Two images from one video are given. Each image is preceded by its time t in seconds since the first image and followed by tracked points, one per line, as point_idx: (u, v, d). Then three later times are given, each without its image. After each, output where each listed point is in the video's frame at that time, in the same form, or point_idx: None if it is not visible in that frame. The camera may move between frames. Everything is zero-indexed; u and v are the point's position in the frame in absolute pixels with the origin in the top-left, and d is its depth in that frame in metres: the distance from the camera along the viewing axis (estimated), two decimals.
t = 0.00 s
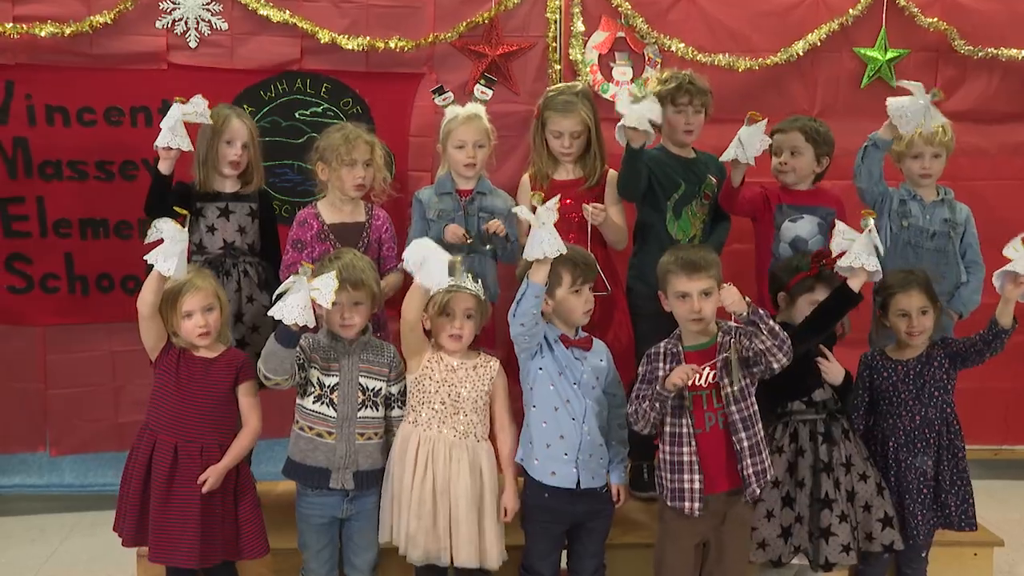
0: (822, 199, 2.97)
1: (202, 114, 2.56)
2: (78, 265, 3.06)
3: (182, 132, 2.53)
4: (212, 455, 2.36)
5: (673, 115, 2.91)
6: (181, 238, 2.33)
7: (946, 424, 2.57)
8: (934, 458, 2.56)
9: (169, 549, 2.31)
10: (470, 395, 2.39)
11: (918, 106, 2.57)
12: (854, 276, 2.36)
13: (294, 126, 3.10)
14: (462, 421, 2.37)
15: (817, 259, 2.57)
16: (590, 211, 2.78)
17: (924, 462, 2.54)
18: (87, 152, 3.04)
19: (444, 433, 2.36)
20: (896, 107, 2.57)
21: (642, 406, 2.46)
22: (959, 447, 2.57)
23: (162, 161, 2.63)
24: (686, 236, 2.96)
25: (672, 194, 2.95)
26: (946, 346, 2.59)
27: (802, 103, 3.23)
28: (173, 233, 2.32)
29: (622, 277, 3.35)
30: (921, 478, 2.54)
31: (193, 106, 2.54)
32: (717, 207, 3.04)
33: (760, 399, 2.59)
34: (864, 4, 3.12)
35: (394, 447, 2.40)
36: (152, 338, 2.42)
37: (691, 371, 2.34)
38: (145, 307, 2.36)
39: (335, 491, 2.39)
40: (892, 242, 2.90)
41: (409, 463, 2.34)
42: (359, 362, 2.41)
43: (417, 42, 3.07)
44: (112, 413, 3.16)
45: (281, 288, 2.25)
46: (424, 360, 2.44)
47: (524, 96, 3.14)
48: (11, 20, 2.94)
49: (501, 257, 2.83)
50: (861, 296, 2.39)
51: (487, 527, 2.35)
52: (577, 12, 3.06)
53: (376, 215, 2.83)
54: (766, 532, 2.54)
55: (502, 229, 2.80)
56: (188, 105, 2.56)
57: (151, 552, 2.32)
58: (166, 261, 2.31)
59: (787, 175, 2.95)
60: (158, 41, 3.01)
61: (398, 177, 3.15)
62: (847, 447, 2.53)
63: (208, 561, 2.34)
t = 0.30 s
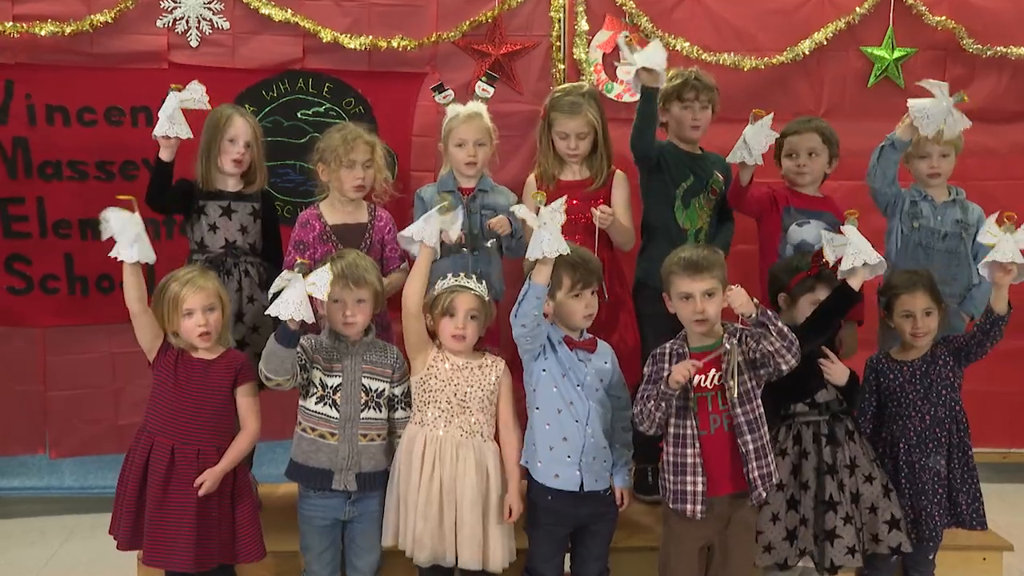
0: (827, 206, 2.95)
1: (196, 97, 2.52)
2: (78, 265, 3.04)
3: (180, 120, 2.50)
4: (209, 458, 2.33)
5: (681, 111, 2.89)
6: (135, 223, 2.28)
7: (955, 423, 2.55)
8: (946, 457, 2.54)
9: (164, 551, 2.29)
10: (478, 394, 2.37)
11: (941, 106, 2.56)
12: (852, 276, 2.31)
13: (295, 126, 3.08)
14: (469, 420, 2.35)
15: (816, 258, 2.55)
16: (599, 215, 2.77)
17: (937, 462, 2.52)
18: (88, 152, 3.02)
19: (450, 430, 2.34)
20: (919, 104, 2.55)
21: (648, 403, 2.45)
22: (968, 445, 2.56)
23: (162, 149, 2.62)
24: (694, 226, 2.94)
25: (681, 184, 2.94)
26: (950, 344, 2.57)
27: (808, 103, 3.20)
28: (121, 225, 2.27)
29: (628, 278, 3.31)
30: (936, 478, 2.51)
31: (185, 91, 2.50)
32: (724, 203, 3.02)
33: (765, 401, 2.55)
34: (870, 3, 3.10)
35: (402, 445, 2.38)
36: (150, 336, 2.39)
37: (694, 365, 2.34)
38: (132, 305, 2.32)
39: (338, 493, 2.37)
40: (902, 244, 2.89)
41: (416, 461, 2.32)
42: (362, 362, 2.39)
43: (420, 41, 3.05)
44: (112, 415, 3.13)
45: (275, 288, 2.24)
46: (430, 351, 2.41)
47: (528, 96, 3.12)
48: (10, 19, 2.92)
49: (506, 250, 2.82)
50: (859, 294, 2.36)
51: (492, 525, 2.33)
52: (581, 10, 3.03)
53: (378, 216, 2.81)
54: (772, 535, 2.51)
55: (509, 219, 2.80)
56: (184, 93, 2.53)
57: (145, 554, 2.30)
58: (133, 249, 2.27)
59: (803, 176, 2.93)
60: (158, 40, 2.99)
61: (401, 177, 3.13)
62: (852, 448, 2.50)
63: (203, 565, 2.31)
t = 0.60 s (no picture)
0: (831, 205, 2.93)
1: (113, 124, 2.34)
2: (80, 266, 3.02)
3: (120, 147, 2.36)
4: (208, 460, 2.31)
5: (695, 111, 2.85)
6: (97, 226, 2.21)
7: (963, 427, 2.51)
8: (951, 461, 2.51)
9: (160, 553, 2.26)
10: (481, 411, 2.34)
11: (894, 90, 2.64)
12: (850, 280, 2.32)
13: (299, 125, 3.06)
14: (472, 434, 2.33)
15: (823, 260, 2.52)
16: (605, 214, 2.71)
17: (942, 465, 2.49)
18: (90, 152, 3.00)
19: (453, 443, 2.32)
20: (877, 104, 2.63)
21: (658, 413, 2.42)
22: (975, 449, 2.53)
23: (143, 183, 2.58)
24: (699, 231, 2.93)
25: (689, 187, 2.92)
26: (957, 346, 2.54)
27: (816, 102, 3.17)
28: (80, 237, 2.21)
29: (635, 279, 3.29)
30: (939, 482, 2.49)
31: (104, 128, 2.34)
32: (733, 207, 2.99)
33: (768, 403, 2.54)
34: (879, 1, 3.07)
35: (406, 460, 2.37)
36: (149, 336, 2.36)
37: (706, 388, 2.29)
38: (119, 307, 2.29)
39: (342, 495, 2.34)
40: (915, 245, 2.87)
41: (421, 481, 2.30)
42: (366, 364, 2.37)
43: (424, 40, 3.02)
44: (114, 416, 3.11)
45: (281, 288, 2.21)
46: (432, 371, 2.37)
47: (533, 95, 3.09)
48: (12, 18, 2.90)
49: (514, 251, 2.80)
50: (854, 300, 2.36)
51: (500, 539, 2.31)
52: (587, 9, 3.01)
53: (382, 216, 2.79)
54: (776, 537, 2.49)
55: (517, 219, 2.78)
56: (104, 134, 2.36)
57: (140, 556, 2.27)
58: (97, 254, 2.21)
59: (812, 178, 2.91)
60: (161, 40, 2.97)
61: (405, 178, 3.11)
62: (856, 451, 2.48)
63: (199, 568, 2.28)
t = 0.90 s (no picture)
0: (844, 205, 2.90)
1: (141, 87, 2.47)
2: (86, 268, 3.00)
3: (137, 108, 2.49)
4: (214, 462, 2.29)
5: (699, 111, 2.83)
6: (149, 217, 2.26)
7: (972, 436, 2.50)
8: (957, 469, 2.48)
9: (165, 556, 2.24)
10: (491, 399, 2.34)
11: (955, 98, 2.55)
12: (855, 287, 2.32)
13: (306, 126, 3.04)
14: (478, 424, 2.32)
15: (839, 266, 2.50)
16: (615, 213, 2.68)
17: (947, 472, 2.47)
18: (96, 152, 2.98)
19: (458, 434, 2.31)
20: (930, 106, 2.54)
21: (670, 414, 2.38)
22: (984, 459, 2.50)
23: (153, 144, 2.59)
24: (711, 227, 2.89)
25: (700, 184, 2.89)
26: (976, 354, 2.51)
27: (827, 102, 3.14)
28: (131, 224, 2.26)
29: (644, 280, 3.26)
30: (943, 489, 2.46)
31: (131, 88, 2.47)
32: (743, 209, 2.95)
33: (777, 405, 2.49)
34: None
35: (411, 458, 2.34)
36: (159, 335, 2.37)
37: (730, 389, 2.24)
38: (140, 302, 2.33)
39: (351, 497, 2.32)
40: (927, 245, 2.83)
41: (426, 468, 2.28)
42: (375, 365, 2.35)
43: (432, 40, 3.00)
44: (120, 418, 3.09)
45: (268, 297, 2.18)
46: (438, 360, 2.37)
47: (542, 95, 3.07)
48: (19, 18, 2.88)
49: (524, 250, 2.78)
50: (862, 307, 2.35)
51: (505, 532, 2.29)
52: (595, 8, 2.98)
53: (390, 216, 2.77)
54: (790, 543, 2.45)
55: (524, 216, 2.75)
56: (130, 95, 2.50)
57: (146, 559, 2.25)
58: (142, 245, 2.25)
59: (824, 177, 2.88)
60: (168, 40, 2.95)
61: (412, 178, 3.08)
62: (866, 453, 2.44)
63: (205, 570, 2.28)
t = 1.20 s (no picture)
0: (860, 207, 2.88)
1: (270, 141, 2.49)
2: (92, 269, 2.98)
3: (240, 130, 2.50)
4: (224, 463, 2.28)
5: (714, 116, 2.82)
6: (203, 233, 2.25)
7: (988, 443, 2.45)
8: (973, 477, 2.44)
9: (180, 559, 2.23)
10: (498, 423, 2.29)
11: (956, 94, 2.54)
12: (878, 288, 2.28)
13: (313, 126, 3.01)
14: (485, 431, 2.28)
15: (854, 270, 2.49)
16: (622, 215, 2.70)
17: (962, 479, 2.43)
18: (102, 153, 2.96)
19: (466, 442, 2.28)
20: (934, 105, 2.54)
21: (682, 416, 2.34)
22: (1001, 467, 2.45)
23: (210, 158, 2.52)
24: (719, 235, 2.86)
25: (708, 191, 2.86)
26: (996, 361, 2.46)
27: (841, 102, 3.11)
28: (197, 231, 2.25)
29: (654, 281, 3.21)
30: (957, 496, 2.42)
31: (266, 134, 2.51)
32: (751, 215, 2.94)
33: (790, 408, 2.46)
34: None
35: (420, 467, 2.33)
36: (168, 338, 2.35)
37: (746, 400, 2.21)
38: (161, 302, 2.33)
39: (360, 500, 2.30)
40: (940, 246, 2.81)
41: (431, 477, 2.27)
42: (384, 368, 2.32)
43: (440, 39, 2.98)
44: (126, 421, 3.07)
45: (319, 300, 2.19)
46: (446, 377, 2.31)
47: (551, 95, 3.04)
48: (25, 18, 2.86)
49: (533, 251, 2.74)
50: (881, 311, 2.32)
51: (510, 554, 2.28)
52: (605, 8, 2.96)
53: (400, 218, 2.74)
54: (804, 549, 2.41)
55: (533, 216, 2.73)
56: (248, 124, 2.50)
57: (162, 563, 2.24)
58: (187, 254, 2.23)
59: (840, 178, 2.86)
60: (174, 39, 2.92)
61: (420, 179, 3.06)
62: (880, 458, 2.41)
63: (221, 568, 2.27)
